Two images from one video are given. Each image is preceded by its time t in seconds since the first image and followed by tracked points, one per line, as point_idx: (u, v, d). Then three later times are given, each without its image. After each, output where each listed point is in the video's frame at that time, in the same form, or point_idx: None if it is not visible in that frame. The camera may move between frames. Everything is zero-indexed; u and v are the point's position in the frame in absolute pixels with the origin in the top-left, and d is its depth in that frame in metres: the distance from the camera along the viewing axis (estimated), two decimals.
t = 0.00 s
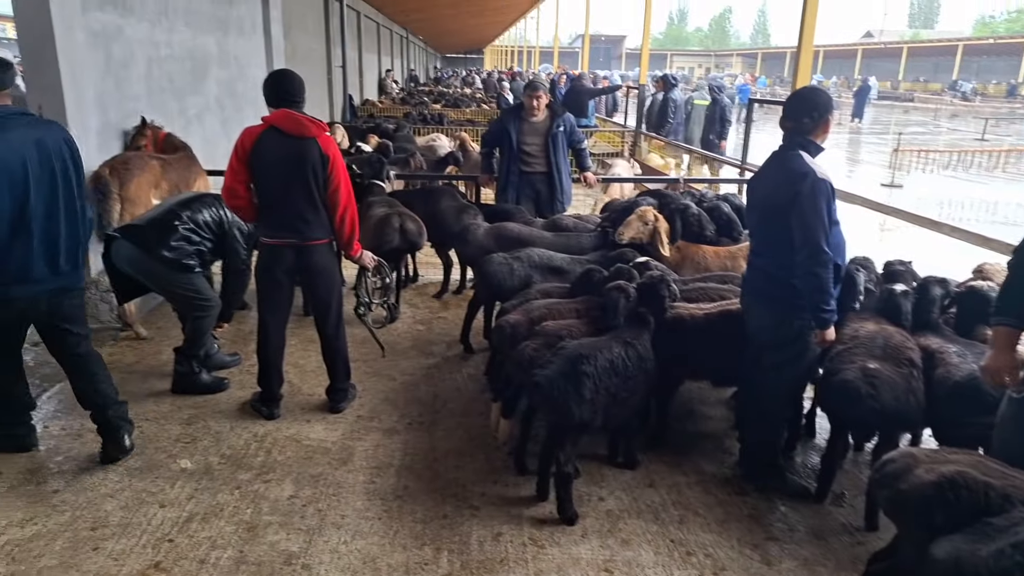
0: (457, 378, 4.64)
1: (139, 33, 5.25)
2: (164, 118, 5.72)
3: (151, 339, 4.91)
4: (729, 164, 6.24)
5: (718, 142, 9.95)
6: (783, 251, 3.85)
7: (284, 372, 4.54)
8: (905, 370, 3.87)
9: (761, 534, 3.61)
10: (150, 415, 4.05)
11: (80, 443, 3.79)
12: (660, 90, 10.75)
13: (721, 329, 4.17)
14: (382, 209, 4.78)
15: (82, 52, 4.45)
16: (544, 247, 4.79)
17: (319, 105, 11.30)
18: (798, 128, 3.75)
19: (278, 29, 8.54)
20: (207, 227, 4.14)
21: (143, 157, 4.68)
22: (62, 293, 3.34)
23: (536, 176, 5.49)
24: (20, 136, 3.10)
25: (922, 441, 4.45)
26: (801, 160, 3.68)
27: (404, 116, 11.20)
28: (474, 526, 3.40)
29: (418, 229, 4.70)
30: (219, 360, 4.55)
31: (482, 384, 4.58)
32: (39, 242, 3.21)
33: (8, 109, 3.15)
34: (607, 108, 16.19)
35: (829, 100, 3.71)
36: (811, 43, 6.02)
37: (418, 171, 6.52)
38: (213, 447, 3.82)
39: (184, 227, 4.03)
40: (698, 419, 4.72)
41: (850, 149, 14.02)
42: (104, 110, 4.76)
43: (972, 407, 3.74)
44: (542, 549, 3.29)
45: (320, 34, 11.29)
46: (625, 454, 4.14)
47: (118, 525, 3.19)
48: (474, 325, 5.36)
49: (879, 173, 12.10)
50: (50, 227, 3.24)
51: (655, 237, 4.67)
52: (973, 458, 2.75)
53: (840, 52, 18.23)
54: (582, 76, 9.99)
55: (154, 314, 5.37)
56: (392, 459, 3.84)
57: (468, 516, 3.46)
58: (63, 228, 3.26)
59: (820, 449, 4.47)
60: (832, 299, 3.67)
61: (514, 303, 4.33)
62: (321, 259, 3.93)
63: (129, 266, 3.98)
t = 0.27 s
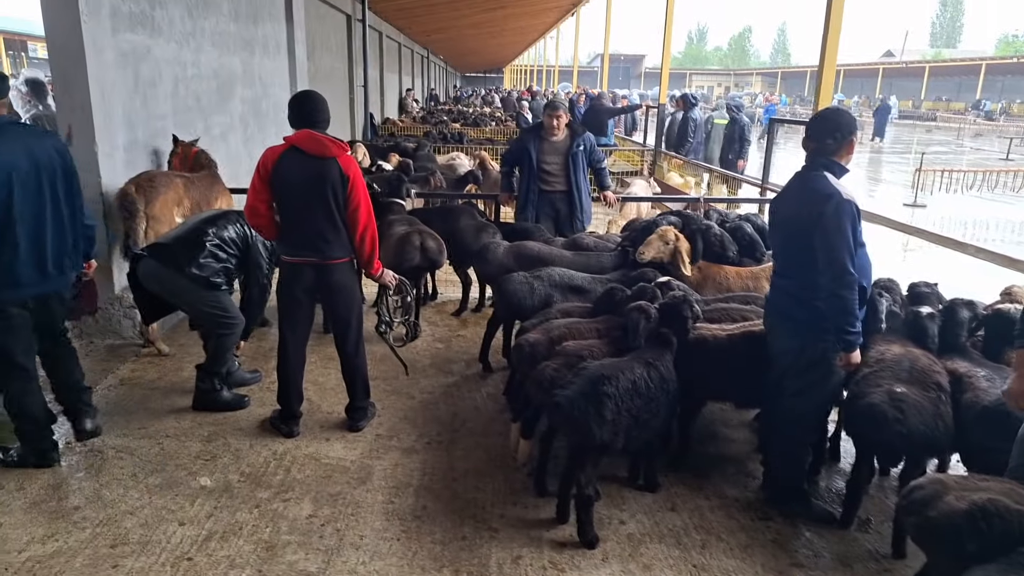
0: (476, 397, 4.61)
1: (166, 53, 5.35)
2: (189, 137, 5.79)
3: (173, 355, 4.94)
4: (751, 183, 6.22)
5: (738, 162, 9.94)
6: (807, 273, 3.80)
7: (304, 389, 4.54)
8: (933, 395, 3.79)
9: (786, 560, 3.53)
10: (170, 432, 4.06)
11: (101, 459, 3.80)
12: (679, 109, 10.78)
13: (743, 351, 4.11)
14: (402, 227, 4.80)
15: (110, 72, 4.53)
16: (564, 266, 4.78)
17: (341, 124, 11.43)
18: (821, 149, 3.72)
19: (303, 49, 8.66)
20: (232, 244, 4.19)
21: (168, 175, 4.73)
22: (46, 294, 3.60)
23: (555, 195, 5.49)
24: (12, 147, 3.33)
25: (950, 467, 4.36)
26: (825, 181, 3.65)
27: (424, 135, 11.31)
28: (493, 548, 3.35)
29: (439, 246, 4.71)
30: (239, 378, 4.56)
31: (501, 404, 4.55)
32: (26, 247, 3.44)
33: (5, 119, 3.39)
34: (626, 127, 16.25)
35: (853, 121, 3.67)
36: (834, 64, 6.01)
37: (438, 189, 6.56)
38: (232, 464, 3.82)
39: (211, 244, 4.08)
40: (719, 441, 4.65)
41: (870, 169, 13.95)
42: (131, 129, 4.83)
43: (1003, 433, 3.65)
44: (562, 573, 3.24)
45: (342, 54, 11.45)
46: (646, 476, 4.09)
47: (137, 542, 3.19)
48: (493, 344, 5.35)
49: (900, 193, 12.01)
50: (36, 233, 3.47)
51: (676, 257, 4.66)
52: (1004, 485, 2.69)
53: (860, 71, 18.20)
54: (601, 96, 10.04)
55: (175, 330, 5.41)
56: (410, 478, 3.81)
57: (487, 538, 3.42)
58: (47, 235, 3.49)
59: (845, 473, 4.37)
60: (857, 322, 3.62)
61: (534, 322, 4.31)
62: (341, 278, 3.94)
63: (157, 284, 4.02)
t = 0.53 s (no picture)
0: (480, 413, 4.58)
1: (167, 69, 5.32)
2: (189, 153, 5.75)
3: (174, 373, 4.88)
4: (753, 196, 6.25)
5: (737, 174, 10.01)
6: (812, 286, 3.76)
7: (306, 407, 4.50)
8: (939, 407, 3.77)
9: None
10: (172, 452, 4.00)
11: (101, 480, 3.73)
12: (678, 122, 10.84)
13: (749, 365, 4.09)
14: (406, 242, 4.81)
15: (110, 89, 4.50)
16: (568, 279, 4.78)
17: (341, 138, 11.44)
18: (823, 162, 3.69)
19: (304, 65, 8.66)
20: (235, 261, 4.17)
21: (168, 192, 4.69)
22: (33, 309, 3.59)
23: (558, 209, 5.49)
24: None
25: (956, 479, 4.34)
26: (828, 194, 3.62)
27: (424, 148, 11.32)
28: (501, 567, 3.30)
29: (442, 261, 4.71)
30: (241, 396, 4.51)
31: (506, 419, 4.52)
32: (12, 263, 3.43)
33: None
34: (624, 139, 16.35)
35: (855, 135, 3.65)
36: (833, 76, 6.06)
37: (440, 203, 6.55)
38: (235, 484, 3.75)
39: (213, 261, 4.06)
40: (726, 455, 4.63)
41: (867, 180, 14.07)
42: (131, 145, 4.79)
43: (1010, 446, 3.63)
44: None
45: (342, 69, 11.48)
46: (653, 492, 4.06)
47: (138, 566, 3.12)
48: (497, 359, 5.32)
49: (897, 204, 12.10)
50: (22, 249, 3.47)
51: (679, 270, 4.64)
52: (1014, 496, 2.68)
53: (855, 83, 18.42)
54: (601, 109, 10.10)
55: (175, 348, 5.35)
56: (416, 497, 3.76)
57: (494, 556, 3.37)
58: (31, 253, 3.49)
59: (852, 486, 4.34)
60: (864, 334, 3.52)
61: (538, 337, 4.30)
62: (344, 295, 3.89)
63: (158, 302, 3.99)
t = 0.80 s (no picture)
0: (477, 435, 4.52)
1: (155, 90, 5.25)
2: (179, 175, 5.66)
3: (164, 399, 4.77)
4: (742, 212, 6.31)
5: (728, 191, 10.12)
6: (807, 302, 3.72)
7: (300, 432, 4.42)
8: (935, 421, 3.69)
9: None
10: (162, 481, 3.89)
11: (88, 512, 3.60)
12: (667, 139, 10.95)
13: (746, 382, 4.06)
14: (400, 262, 4.80)
15: (98, 110, 4.43)
16: (564, 298, 4.84)
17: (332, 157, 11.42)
18: (814, 181, 3.67)
19: (294, 85, 8.62)
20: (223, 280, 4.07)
21: (158, 213, 4.58)
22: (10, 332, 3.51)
23: (552, 227, 5.72)
24: None
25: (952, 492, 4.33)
26: (820, 212, 3.59)
27: (414, 167, 11.31)
28: None
29: (437, 280, 4.71)
30: (233, 422, 4.42)
31: (504, 440, 4.47)
32: None
33: None
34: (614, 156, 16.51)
35: (845, 153, 3.63)
36: (822, 95, 6.15)
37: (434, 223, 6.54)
38: (227, 514, 3.65)
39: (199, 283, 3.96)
40: (725, 472, 4.61)
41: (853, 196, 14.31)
42: (119, 167, 4.72)
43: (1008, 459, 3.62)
44: None
45: (334, 89, 11.49)
46: (653, 512, 4.02)
47: None
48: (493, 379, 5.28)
49: (883, 218, 12.26)
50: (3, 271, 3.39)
51: (676, 287, 4.68)
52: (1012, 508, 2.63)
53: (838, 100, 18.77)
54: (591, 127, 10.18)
55: (165, 373, 5.25)
56: (414, 522, 3.67)
57: None
58: (13, 274, 3.40)
59: (850, 500, 4.31)
60: (859, 349, 3.48)
61: (535, 357, 4.28)
62: (338, 317, 3.83)
63: (145, 327, 3.90)
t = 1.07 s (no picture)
0: (461, 451, 4.48)
1: (129, 106, 5.16)
2: (153, 192, 5.56)
3: (139, 422, 4.66)
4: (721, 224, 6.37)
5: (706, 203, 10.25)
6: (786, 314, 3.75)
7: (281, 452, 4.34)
8: (914, 429, 3.73)
9: None
10: (138, 507, 3.79)
11: (60, 541, 3.48)
12: (645, 152, 11.06)
13: (730, 393, 4.08)
14: (381, 277, 4.77)
15: (71, 128, 4.34)
16: (547, 312, 4.84)
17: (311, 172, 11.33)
18: (791, 194, 3.72)
19: (271, 100, 8.55)
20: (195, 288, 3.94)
21: (133, 232, 4.53)
22: None
23: (534, 241, 5.74)
24: None
25: (931, 499, 4.39)
26: (798, 226, 3.63)
27: (394, 181, 11.26)
28: None
29: (418, 295, 4.69)
30: (211, 444, 4.33)
31: (488, 457, 4.44)
32: None
33: None
34: (592, 169, 16.62)
35: (821, 167, 3.69)
36: (797, 109, 6.26)
37: (414, 237, 6.52)
38: (207, 538, 3.56)
39: (171, 297, 3.86)
40: (709, 484, 4.62)
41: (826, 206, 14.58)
42: (92, 185, 4.61)
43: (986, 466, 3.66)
44: None
45: (312, 104, 11.41)
46: (639, 526, 4.01)
47: None
48: (476, 394, 5.25)
49: (857, 228, 12.50)
50: None
51: (661, 298, 4.67)
52: (991, 514, 2.65)
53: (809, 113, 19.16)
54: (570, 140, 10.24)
55: (140, 395, 5.13)
56: (398, 542, 3.61)
57: None
58: None
59: (833, 509, 4.34)
60: (838, 360, 3.52)
61: (520, 372, 4.27)
62: (320, 335, 3.78)
63: (120, 344, 3.89)
